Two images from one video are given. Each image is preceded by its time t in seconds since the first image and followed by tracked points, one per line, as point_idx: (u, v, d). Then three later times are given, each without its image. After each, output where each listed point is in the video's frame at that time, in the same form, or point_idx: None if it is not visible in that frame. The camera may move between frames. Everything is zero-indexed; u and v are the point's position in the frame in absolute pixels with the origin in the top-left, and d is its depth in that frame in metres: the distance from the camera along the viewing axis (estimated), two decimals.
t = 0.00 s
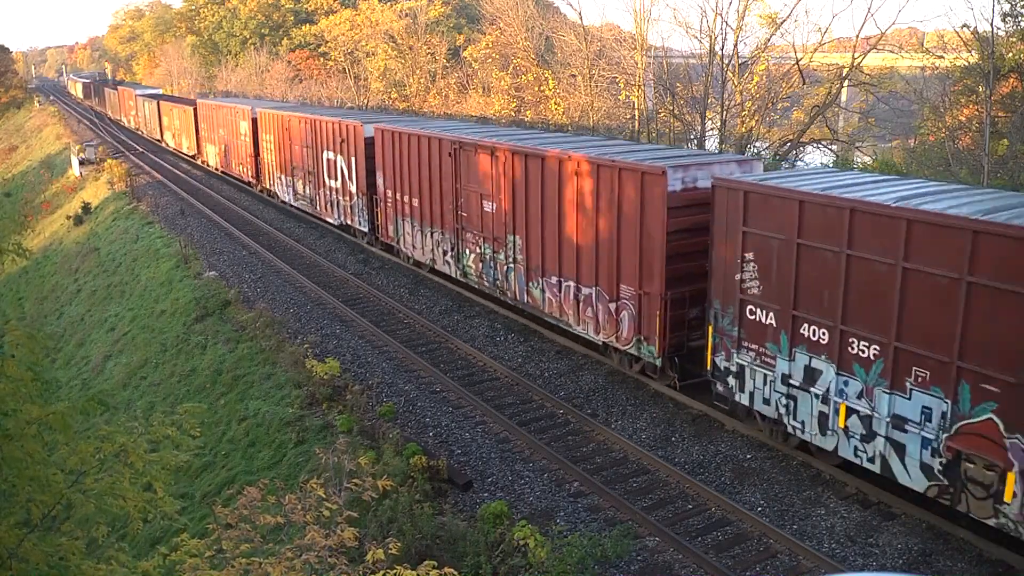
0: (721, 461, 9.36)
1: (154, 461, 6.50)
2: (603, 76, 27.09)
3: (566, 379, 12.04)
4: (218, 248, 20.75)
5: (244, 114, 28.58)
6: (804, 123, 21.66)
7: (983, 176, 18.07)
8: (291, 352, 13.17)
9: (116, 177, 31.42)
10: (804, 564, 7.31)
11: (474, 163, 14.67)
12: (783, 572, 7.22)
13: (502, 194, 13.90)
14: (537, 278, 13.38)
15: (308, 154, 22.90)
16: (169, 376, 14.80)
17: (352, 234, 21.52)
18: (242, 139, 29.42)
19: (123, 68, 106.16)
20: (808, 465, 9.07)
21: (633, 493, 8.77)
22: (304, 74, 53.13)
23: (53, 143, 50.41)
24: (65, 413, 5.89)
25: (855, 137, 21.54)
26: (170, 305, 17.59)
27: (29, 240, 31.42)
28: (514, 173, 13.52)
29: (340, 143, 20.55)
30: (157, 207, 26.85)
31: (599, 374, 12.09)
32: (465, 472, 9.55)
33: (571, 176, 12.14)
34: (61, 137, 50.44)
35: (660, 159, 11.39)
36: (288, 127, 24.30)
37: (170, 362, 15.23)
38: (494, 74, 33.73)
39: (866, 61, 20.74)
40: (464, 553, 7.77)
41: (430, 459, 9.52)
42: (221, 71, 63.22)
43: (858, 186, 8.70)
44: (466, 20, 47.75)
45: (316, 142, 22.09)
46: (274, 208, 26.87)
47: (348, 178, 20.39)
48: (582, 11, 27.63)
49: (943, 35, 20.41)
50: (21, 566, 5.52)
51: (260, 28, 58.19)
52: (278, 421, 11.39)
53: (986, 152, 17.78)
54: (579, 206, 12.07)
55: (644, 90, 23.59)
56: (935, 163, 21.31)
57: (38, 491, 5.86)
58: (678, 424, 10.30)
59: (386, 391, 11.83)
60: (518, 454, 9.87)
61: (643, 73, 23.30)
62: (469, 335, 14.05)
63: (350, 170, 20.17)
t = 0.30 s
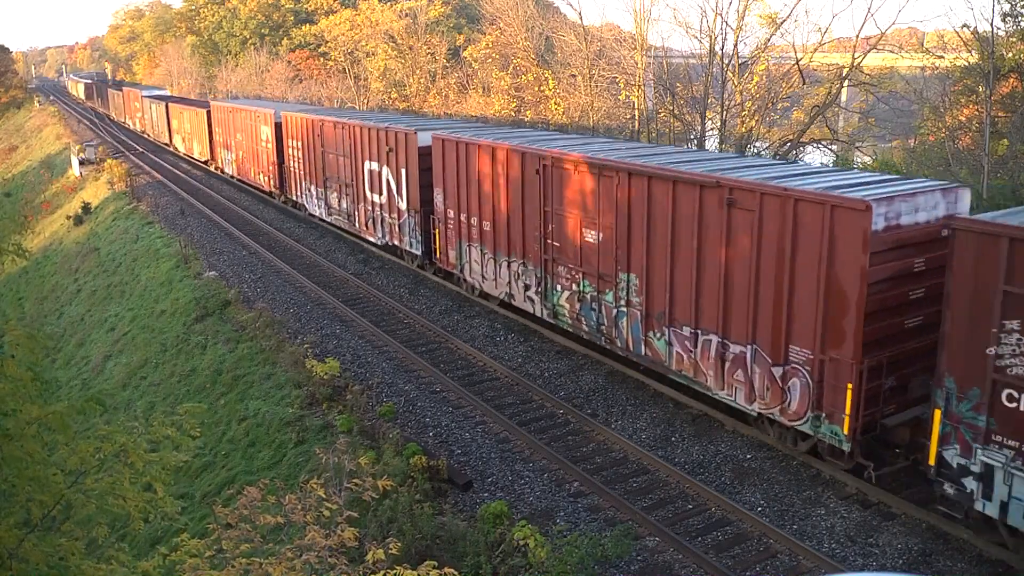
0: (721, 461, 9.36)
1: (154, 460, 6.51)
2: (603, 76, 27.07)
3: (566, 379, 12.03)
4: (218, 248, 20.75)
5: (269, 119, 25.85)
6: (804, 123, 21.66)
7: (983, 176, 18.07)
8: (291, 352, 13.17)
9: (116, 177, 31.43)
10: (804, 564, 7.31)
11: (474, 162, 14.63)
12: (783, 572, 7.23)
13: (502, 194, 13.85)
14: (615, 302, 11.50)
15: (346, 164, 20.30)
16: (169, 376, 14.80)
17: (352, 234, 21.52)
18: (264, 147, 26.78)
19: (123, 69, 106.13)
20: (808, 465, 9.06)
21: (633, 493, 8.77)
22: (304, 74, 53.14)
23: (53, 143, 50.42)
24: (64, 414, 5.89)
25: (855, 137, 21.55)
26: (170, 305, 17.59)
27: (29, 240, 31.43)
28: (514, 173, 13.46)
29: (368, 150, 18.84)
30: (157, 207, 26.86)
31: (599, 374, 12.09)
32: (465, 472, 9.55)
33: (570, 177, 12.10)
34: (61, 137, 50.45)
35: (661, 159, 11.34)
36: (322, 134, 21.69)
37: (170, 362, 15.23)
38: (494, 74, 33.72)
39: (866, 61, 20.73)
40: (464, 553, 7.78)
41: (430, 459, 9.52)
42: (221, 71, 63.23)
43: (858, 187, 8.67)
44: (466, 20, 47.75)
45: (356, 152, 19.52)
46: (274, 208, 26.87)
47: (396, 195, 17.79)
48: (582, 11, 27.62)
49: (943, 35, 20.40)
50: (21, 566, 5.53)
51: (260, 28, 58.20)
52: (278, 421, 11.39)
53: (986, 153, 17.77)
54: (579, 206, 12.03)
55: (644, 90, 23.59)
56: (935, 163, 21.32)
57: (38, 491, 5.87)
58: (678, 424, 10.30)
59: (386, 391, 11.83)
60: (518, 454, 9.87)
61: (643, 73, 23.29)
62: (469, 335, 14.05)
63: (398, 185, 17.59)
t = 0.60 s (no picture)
0: (722, 461, 9.35)
1: (154, 460, 6.50)
2: (603, 76, 27.04)
3: (566, 379, 12.03)
4: (218, 248, 20.75)
5: (299, 124, 23.36)
6: (804, 123, 21.66)
7: (983, 177, 18.06)
8: (291, 352, 13.17)
9: (116, 177, 31.43)
10: (804, 564, 7.31)
11: (474, 162, 14.61)
12: (783, 572, 7.23)
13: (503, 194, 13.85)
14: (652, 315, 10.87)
15: (395, 177, 17.75)
16: (169, 376, 14.80)
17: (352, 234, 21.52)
18: (291, 155, 24.36)
19: (123, 69, 106.10)
20: (808, 465, 9.06)
21: (633, 493, 8.77)
22: (304, 74, 53.15)
23: (53, 143, 50.41)
24: (64, 413, 5.90)
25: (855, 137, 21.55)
26: (170, 305, 17.59)
27: (29, 240, 31.44)
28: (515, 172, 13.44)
29: (368, 150, 18.89)
30: (157, 207, 26.85)
31: (599, 374, 12.09)
32: (465, 472, 9.55)
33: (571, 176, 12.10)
34: (61, 137, 50.45)
35: (661, 159, 11.31)
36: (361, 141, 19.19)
37: (170, 362, 15.23)
38: (494, 74, 33.71)
39: (866, 61, 20.71)
40: (464, 553, 7.78)
41: (430, 459, 9.52)
42: (221, 71, 63.23)
43: (859, 186, 8.62)
44: (466, 20, 47.75)
45: (407, 166, 17.08)
46: (274, 208, 26.88)
47: (460, 215, 15.45)
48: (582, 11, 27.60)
49: (944, 35, 20.40)
50: (22, 566, 5.53)
51: (260, 28, 58.21)
52: (278, 421, 11.39)
53: (986, 153, 17.76)
54: (580, 205, 12.03)
55: (644, 90, 23.60)
56: (935, 163, 21.31)
57: (38, 491, 5.87)
58: (678, 424, 10.30)
59: (386, 391, 11.83)
60: (518, 454, 9.87)
61: (643, 74, 23.29)
62: (469, 335, 14.05)
63: (464, 203, 15.20)
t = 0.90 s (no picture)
0: (722, 461, 9.35)
1: (153, 460, 6.51)
2: (603, 77, 27.00)
3: (566, 379, 12.04)
4: (218, 248, 20.75)
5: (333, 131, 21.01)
6: (804, 123, 21.65)
7: (983, 176, 18.06)
8: (291, 352, 13.17)
9: (116, 177, 31.44)
10: (804, 564, 7.31)
11: (474, 162, 14.61)
12: (783, 572, 7.23)
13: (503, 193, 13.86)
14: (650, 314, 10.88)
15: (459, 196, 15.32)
16: (169, 376, 14.79)
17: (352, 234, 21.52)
18: (324, 165, 21.87)
19: (123, 69, 106.11)
20: (808, 465, 9.06)
21: (633, 493, 8.77)
22: (304, 74, 53.13)
23: (53, 143, 50.42)
24: (64, 414, 5.90)
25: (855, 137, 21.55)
26: (170, 305, 17.59)
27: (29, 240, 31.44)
28: (515, 172, 13.44)
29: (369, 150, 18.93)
30: (157, 207, 26.85)
31: (599, 374, 12.09)
32: (465, 472, 9.55)
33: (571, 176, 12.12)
34: (61, 137, 50.44)
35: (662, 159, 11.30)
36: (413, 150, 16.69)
37: (170, 362, 15.23)
38: (494, 74, 33.70)
39: (866, 61, 20.70)
40: (464, 553, 7.78)
41: (430, 459, 9.52)
42: (221, 71, 63.23)
43: (859, 185, 8.60)
44: (466, 20, 47.74)
45: (474, 184, 14.76)
46: (275, 208, 26.89)
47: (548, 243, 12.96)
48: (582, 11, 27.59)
49: (943, 35, 20.39)
50: (22, 566, 5.53)
51: (260, 28, 58.19)
52: (278, 421, 11.39)
53: (986, 152, 17.76)
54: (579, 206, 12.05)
55: (644, 90, 23.60)
56: (935, 163, 21.32)
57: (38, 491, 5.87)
58: (678, 424, 10.30)
59: (386, 391, 11.83)
60: (518, 454, 9.86)
61: (643, 74, 23.29)
62: (469, 335, 14.05)
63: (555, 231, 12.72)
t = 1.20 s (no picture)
0: (722, 461, 9.35)
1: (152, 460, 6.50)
2: (603, 77, 26.97)
3: (566, 379, 12.03)
4: (218, 248, 20.75)
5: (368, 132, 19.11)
6: (804, 123, 21.65)
7: (983, 176, 18.05)
8: (291, 352, 13.17)
9: (116, 177, 31.44)
10: (804, 564, 7.31)
11: (475, 163, 14.59)
12: (783, 572, 7.23)
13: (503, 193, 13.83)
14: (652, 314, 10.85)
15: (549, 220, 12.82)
16: (169, 376, 14.79)
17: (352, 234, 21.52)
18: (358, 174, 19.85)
19: (123, 69, 106.10)
20: (808, 465, 9.06)
21: (633, 493, 8.77)
22: (304, 74, 53.12)
23: (53, 143, 50.43)
24: (63, 413, 5.91)
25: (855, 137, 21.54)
26: (170, 305, 17.58)
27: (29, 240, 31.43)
28: (515, 172, 13.42)
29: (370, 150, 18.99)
30: (157, 207, 26.85)
31: (599, 374, 12.09)
32: (465, 472, 9.55)
33: (570, 176, 12.09)
34: (61, 138, 50.44)
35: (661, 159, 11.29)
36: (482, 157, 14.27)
37: (170, 362, 15.23)
38: (494, 74, 33.70)
39: (866, 61, 20.68)
40: (464, 553, 7.78)
41: (430, 460, 9.52)
42: (221, 71, 63.24)
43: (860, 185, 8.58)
44: (466, 20, 47.74)
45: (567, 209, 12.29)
46: (275, 208, 26.91)
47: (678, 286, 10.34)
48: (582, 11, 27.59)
49: (943, 35, 20.40)
50: (22, 567, 5.53)
51: (260, 28, 58.18)
52: (278, 421, 11.40)
53: (986, 152, 17.76)
54: (579, 206, 12.01)
55: (644, 90, 23.60)
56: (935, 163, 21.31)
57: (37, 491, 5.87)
58: (679, 424, 10.30)
59: (386, 391, 11.83)
60: (518, 454, 9.86)
61: (643, 74, 23.30)
62: (468, 335, 14.05)
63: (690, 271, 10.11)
